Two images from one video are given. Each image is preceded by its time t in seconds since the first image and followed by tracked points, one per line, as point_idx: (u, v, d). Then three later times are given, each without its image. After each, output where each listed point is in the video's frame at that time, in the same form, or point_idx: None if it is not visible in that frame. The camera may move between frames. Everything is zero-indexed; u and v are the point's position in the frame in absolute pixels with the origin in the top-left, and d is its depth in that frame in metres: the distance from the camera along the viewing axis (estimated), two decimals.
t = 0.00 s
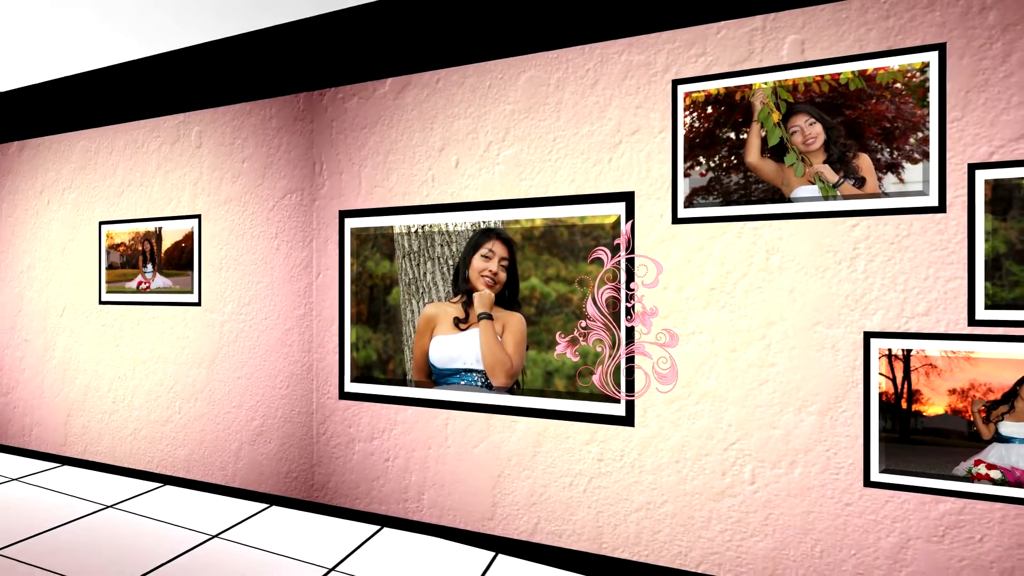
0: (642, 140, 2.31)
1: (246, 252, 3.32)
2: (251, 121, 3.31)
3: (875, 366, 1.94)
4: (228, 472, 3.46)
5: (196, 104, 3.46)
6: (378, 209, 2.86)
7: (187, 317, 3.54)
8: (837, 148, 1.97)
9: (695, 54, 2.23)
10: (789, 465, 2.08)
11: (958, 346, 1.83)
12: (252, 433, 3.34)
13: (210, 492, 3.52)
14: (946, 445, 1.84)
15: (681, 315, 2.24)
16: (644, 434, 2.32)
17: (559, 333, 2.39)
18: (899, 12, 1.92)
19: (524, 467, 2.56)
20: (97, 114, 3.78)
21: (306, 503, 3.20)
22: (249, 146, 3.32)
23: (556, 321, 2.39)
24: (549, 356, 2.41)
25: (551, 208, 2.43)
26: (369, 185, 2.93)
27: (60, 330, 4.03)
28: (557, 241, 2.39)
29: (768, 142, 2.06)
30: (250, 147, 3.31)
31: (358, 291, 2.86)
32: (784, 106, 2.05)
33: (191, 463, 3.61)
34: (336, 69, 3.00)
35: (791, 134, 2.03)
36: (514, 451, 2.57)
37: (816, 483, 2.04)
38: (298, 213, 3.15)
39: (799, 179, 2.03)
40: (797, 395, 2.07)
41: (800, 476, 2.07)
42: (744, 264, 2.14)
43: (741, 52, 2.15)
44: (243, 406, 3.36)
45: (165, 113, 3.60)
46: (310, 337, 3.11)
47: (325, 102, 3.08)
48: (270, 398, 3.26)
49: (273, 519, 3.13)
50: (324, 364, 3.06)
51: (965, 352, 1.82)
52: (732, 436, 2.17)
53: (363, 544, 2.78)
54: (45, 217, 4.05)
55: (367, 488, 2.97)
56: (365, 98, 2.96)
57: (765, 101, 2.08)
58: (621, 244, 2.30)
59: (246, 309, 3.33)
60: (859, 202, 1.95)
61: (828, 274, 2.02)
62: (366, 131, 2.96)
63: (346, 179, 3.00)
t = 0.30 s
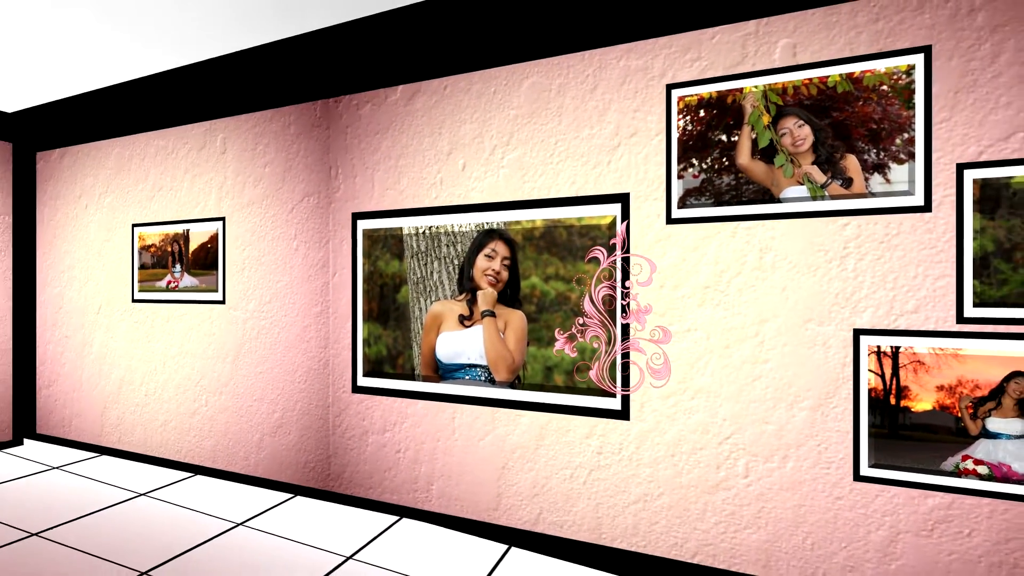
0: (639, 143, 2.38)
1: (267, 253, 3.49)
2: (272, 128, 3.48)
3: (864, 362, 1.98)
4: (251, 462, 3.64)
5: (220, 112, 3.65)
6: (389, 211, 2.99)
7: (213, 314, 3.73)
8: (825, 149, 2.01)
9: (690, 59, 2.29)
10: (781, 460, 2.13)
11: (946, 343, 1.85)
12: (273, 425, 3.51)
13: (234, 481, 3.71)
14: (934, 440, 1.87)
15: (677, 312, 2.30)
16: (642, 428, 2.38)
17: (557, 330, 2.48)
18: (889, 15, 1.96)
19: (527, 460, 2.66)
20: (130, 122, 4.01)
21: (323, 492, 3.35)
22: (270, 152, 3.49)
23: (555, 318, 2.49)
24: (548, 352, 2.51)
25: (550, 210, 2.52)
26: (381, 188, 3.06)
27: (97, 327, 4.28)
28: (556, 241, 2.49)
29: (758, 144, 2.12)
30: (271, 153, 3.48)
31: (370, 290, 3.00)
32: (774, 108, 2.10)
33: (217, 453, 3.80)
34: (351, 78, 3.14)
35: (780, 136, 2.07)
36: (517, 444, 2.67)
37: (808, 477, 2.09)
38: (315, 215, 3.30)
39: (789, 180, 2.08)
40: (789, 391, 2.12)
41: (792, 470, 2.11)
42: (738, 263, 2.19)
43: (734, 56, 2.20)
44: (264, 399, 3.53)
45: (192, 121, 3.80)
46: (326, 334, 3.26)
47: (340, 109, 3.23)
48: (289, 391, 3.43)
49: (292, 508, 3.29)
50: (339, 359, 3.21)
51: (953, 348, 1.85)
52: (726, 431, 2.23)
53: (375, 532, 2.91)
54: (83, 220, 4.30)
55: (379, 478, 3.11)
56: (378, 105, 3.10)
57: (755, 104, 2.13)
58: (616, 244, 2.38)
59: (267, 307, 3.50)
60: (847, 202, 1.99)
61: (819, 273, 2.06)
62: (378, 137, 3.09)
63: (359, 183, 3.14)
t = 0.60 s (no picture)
0: (637, 145, 2.44)
1: (287, 253, 3.66)
2: (291, 134, 3.64)
3: (855, 359, 2.01)
4: (273, 453, 3.82)
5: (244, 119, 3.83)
6: (400, 213, 3.11)
7: (237, 312, 3.92)
8: (815, 150, 2.05)
9: (687, 63, 2.35)
10: (775, 454, 2.18)
11: (936, 340, 1.88)
12: (292, 417, 3.68)
13: (258, 472, 3.89)
14: (923, 436, 1.89)
15: (674, 310, 2.36)
16: (641, 422, 2.45)
17: (558, 327, 2.57)
18: (880, 17, 1.99)
19: (531, 453, 2.75)
20: (161, 130, 4.23)
21: (339, 482, 3.50)
22: (289, 157, 3.65)
23: (555, 315, 2.58)
24: (549, 348, 2.60)
25: (552, 211, 2.61)
26: (393, 191, 3.18)
27: (130, 324, 4.51)
28: (556, 241, 2.58)
29: (750, 146, 2.17)
30: (291, 158, 3.65)
31: (381, 289, 3.13)
32: (765, 111, 2.15)
33: (241, 444, 3.99)
34: (365, 86, 3.28)
35: (771, 138, 2.12)
36: (522, 438, 2.76)
37: (801, 471, 2.12)
38: (331, 217, 3.45)
39: (780, 181, 2.12)
40: (783, 387, 2.16)
41: (786, 464, 2.15)
42: (733, 262, 2.24)
43: (730, 60, 2.25)
44: (285, 392, 3.70)
45: (218, 128, 3.99)
46: (341, 330, 3.41)
47: (355, 115, 3.36)
48: (307, 385, 3.59)
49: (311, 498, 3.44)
50: (354, 355, 3.35)
51: (942, 346, 1.87)
52: (722, 426, 2.28)
53: (387, 522, 3.04)
54: (117, 222, 4.54)
55: (392, 469, 3.24)
56: (390, 110, 3.22)
57: (747, 107, 2.19)
58: (613, 243, 2.46)
59: (287, 305, 3.66)
60: (837, 202, 2.02)
61: (812, 271, 2.10)
62: (391, 141, 3.22)
63: (373, 186, 3.27)
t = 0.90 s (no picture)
0: (637, 147, 2.50)
1: (306, 254, 3.81)
2: (310, 139, 3.80)
3: (848, 356, 2.04)
4: (293, 445, 3.99)
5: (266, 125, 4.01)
6: (411, 214, 3.23)
7: (259, 310, 4.10)
8: (806, 151, 2.09)
9: (685, 66, 2.40)
10: (770, 450, 2.22)
11: (928, 337, 1.90)
12: (311, 411, 3.84)
13: (279, 464, 4.06)
14: (914, 432, 1.92)
15: (672, 308, 2.42)
16: (641, 417, 2.51)
17: (559, 324, 2.66)
18: (874, 19, 2.01)
19: (536, 447, 2.83)
20: (190, 136, 4.44)
21: (355, 473, 3.64)
22: (308, 161, 3.81)
23: (556, 313, 2.67)
24: (550, 345, 2.69)
25: (554, 212, 2.70)
26: (405, 193, 3.30)
27: (161, 321, 4.74)
28: (557, 241, 2.67)
29: (744, 147, 2.21)
30: (309, 162, 3.81)
31: (393, 287, 3.26)
32: (759, 112, 2.19)
33: (263, 436, 4.17)
34: (379, 92, 3.40)
35: (764, 139, 2.16)
36: (527, 432, 2.85)
37: (796, 467, 2.16)
38: (347, 218, 3.59)
39: (773, 181, 2.17)
40: (778, 383, 2.20)
41: (781, 460, 2.19)
42: (729, 261, 2.29)
43: (726, 63, 2.30)
44: (304, 387, 3.86)
45: (242, 134, 4.18)
46: (356, 327, 3.55)
47: (370, 120, 3.49)
48: (324, 380, 3.74)
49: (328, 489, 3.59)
50: (368, 351, 3.48)
51: (934, 343, 1.89)
52: (719, 421, 2.33)
53: (400, 512, 3.17)
54: (149, 225, 4.78)
55: (405, 461, 3.36)
56: (403, 115, 3.34)
57: (741, 109, 2.23)
58: (612, 243, 2.53)
59: (306, 303, 3.82)
60: (828, 202, 2.06)
61: (806, 270, 2.13)
62: (403, 145, 3.34)
63: (386, 189, 3.40)
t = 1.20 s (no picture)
0: (638, 149, 2.55)
1: (325, 254, 3.96)
2: (328, 143, 3.95)
3: (842, 354, 2.07)
4: (313, 438, 4.14)
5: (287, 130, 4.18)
6: (423, 215, 3.35)
7: (281, 308, 4.27)
8: (799, 151, 2.13)
9: (685, 69, 2.45)
10: (767, 445, 2.25)
11: (920, 335, 1.91)
12: (329, 405, 3.99)
13: (300, 456, 4.23)
14: (907, 428, 1.94)
15: (672, 306, 2.47)
16: (642, 413, 2.57)
17: (561, 322, 2.74)
18: (868, 20, 2.03)
19: (541, 441, 2.91)
20: (216, 142, 4.65)
21: (371, 466, 3.78)
22: (326, 164, 3.97)
23: (559, 311, 2.75)
24: (553, 342, 2.78)
25: (557, 212, 2.77)
26: (417, 195, 3.41)
27: (190, 319, 4.97)
28: (560, 241, 2.75)
29: (739, 148, 2.25)
30: (327, 166, 3.96)
31: (405, 286, 3.38)
32: (753, 114, 2.23)
33: (285, 429, 4.34)
34: (393, 98, 3.52)
35: (758, 140, 2.20)
36: (532, 427, 2.93)
37: (792, 462, 2.19)
38: (363, 220, 3.73)
39: (767, 181, 2.21)
40: (775, 380, 2.23)
41: (777, 455, 2.23)
42: (727, 260, 2.33)
43: (724, 65, 2.34)
44: (322, 382, 4.01)
45: (265, 139, 4.35)
46: (371, 324, 3.68)
47: (384, 125, 3.62)
48: (341, 375, 3.89)
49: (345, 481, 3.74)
50: (382, 347, 3.61)
51: (926, 341, 1.91)
52: (717, 417, 2.37)
53: (412, 504, 3.28)
54: (179, 227, 5.01)
55: (417, 455, 3.48)
56: (416, 120, 3.45)
57: (736, 110, 2.27)
58: (612, 242, 2.60)
59: (324, 301, 3.97)
60: (821, 201, 2.09)
61: (802, 268, 2.16)
62: (416, 148, 3.45)
63: (400, 191, 3.52)
